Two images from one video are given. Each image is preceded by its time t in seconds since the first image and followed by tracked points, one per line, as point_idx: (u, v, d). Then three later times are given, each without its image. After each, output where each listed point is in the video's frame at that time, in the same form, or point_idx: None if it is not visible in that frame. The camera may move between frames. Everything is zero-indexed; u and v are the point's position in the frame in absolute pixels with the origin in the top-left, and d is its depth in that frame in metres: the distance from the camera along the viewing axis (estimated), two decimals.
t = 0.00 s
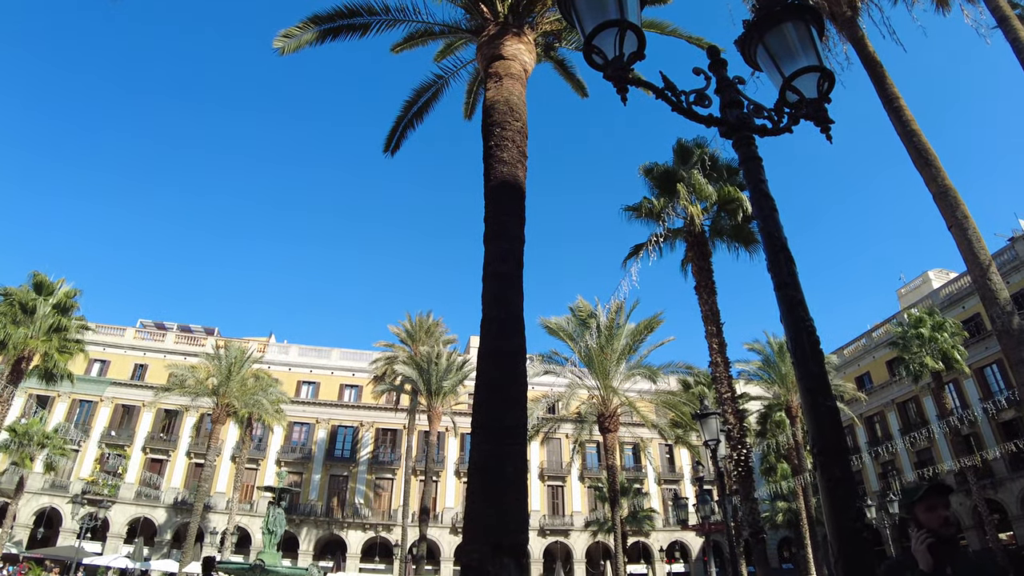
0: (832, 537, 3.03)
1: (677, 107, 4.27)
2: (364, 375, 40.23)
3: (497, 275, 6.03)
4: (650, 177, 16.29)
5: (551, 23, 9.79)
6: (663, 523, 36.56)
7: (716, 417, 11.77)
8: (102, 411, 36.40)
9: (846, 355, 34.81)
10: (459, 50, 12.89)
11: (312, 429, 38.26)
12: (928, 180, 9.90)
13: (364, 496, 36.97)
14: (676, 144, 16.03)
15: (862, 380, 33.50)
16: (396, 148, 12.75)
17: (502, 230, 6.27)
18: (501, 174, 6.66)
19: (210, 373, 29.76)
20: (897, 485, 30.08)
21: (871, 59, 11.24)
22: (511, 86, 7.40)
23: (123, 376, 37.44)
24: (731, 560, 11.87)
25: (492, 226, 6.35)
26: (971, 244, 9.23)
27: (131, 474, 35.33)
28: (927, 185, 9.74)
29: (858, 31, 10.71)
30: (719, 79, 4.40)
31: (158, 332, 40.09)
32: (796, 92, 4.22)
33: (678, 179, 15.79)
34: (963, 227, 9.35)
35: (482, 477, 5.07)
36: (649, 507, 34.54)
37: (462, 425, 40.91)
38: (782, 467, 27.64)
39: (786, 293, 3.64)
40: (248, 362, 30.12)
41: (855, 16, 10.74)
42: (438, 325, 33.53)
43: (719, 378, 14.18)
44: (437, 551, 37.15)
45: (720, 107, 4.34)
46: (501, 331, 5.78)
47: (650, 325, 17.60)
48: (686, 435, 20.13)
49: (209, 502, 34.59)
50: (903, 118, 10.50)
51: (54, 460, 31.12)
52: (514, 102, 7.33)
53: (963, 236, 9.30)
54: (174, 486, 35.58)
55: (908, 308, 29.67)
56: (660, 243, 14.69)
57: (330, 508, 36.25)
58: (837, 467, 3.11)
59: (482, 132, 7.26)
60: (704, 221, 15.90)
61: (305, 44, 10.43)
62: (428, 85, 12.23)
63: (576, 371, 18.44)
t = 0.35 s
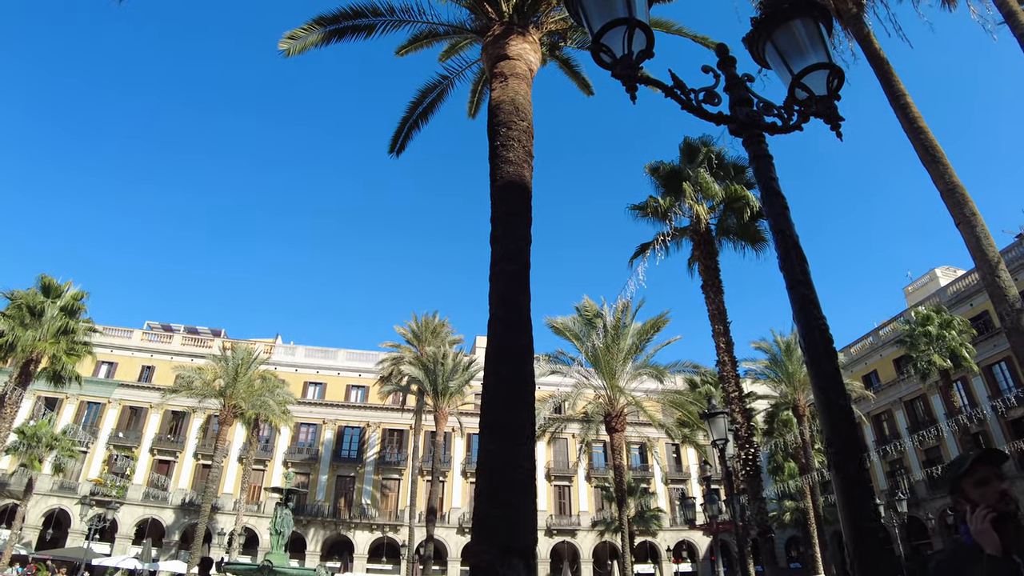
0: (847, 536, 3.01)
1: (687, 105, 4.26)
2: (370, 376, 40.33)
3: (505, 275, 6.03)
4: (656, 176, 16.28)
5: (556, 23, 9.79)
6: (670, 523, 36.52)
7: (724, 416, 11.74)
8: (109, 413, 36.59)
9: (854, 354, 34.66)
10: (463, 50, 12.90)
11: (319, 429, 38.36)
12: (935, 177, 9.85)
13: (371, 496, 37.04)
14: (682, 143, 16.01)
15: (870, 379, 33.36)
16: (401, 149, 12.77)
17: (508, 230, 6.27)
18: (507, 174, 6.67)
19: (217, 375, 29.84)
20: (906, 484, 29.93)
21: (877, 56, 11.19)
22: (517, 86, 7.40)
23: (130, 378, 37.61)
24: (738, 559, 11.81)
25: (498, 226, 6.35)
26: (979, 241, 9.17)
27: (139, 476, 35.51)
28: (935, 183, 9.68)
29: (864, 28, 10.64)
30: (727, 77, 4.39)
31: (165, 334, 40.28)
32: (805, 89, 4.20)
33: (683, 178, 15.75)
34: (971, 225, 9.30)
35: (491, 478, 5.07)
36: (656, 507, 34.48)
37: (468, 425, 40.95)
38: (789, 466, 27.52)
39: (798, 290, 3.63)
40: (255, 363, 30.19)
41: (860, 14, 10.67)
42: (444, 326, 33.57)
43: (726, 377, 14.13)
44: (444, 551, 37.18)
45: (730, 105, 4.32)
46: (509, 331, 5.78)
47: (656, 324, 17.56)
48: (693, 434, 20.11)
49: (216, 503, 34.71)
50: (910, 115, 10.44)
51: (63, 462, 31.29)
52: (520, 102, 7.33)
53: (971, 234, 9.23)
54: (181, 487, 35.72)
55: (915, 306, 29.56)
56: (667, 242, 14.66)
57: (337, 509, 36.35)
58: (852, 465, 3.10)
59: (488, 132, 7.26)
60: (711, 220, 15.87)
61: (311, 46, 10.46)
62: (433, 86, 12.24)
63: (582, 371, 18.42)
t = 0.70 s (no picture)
0: (862, 534, 3.00)
1: (697, 102, 4.25)
2: (376, 376, 40.41)
3: (512, 273, 6.03)
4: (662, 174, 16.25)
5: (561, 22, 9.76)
6: (676, 522, 36.45)
7: (731, 415, 11.69)
8: (116, 413, 36.77)
9: (860, 352, 34.53)
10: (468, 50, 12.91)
11: (325, 429, 38.45)
12: (943, 174, 9.80)
13: (377, 496, 37.12)
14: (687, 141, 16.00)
15: (876, 377, 33.24)
16: (406, 148, 12.79)
17: (515, 229, 6.27)
18: (513, 173, 6.67)
19: (223, 375, 29.92)
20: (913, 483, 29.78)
21: (883, 53, 11.15)
22: (522, 84, 7.40)
23: (137, 378, 37.79)
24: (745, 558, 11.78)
25: (505, 225, 6.35)
26: (987, 238, 9.12)
27: (146, 476, 35.69)
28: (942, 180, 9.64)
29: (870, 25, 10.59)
30: (737, 73, 4.38)
31: (171, 334, 40.44)
32: (816, 86, 4.19)
33: (689, 176, 15.72)
34: (978, 222, 9.25)
35: (499, 476, 5.07)
36: (662, 506, 34.43)
37: (474, 425, 40.98)
38: (796, 465, 27.41)
39: (812, 288, 3.62)
40: (261, 363, 30.27)
41: (866, 11, 10.61)
42: (449, 325, 33.59)
43: (733, 376, 14.10)
44: (450, 550, 37.21)
45: (740, 102, 4.32)
46: (516, 330, 5.79)
47: (661, 323, 17.55)
48: (699, 433, 20.07)
49: (223, 503, 34.84)
50: (917, 112, 10.39)
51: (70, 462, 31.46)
52: (526, 101, 7.33)
53: (979, 231, 9.18)
54: (188, 487, 35.86)
55: (922, 304, 29.43)
56: (673, 241, 14.63)
57: (343, 508, 36.43)
58: (867, 463, 3.09)
59: (494, 131, 7.26)
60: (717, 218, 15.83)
61: (317, 45, 10.49)
62: (437, 85, 12.25)
63: (588, 370, 18.41)
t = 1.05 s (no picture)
0: (875, 532, 2.99)
1: (706, 100, 4.25)
2: (381, 376, 40.49)
3: (518, 274, 6.04)
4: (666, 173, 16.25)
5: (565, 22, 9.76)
6: (682, 522, 36.40)
7: (738, 415, 11.67)
8: (122, 415, 36.93)
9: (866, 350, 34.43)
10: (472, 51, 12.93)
11: (330, 430, 38.53)
12: (949, 172, 9.77)
13: (382, 496, 37.17)
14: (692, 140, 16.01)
15: (882, 376, 33.14)
16: (410, 149, 12.81)
17: (521, 229, 6.27)
18: (519, 173, 6.68)
19: (228, 376, 29.97)
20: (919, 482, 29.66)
21: (888, 51, 11.12)
22: (527, 84, 7.41)
23: (142, 380, 37.96)
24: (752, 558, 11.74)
25: (510, 226, 6.36)
26: (994, 236, 9.07)
27: (152, 477, 35.81)
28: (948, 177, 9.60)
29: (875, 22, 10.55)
30: (745, 72, 4.38)
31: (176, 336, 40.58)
32: (823, 84, 4.19)
33: (694, 175, 15.71)
34: (985, 220, 9.21)
35: (506, 475, 5.08)
36: (667, 506, 34.40)
37: (479, 425, 40.99)
38: (801, 465, 27.33)
39: (821, 286, 3.62)
40: (266, 365, 30.33)
41: (871, 9, 10.57)
42: (454, 326, 33.62)
43: (739, 376, 14.07)
44: (456, 551, 37.22)
45: (748, 101, 4.32)
46: (522, 330, 5.80)
47: (667, 323, 17.51)
48: (705, 433, 20.03)
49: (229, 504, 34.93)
50: (922, 109, 10.35)
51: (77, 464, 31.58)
52: (531, 101, 7.34)
53: (985, 230, 9.13)
54: (194, 488, 35.95)
55: (927, 302, 29.35)
56: (678, 240, 14.61)
57: (349, 509, 36.50)
58: (879, 462, 3.08)
59: (499, 131, 7.27)
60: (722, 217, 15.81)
61: (321, 46, 10.51)
62: (441, 86, 12.26)
63: (593, 370, 18.38)
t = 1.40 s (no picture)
0: (892, 528, 2.98)
1: (715, 97, 4.25)
2: (391, 377, 40.63)
3: (527, 273, 6.06)
4: (675, 171, 16.21)
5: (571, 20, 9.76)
6: (694, 520, 36.30)
7: (750, 413, 11.60)
8: (136, 418, 37.27)
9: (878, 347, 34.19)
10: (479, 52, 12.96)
11: (342, 431, 38.70)
12: (960, 166, 9.68)
13: (394, 497, 37.28)
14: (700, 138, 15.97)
15: (895, 372, 32.90)
16: (419, 150, 12.86)
17: (530, 229, 6.28)
18: (527, 173, 6.69)
19: (240, 378, 30.17)
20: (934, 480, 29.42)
21: (898, 45, 11.03)
22: (535, 84, 7.41)
23: (155, 383, 38.30)
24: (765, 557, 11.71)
25: (520, 225, 6.37)
26: (1007, 229, 8.96)
27: (166, 479, 36.12)
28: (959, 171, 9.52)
29: (884, 17, 10.48)
30: (755, 68, 4.37)
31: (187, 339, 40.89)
32: (833, 79, 4.18)
33: (702, 173, 15.66)
34: (998, 213, 9.13)
35: (519, 474, 5.09)
36: (679, 505, 34.33)
37: (490, 425, 41.05)
38: (814, 463, 27.20)
39: (834, 282, 3.61)
40: (278, 367, 30.49)
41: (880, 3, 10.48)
42: (464, 326, 33.67)
43: (751, 373, 14.01)
44: (468, 551, 37.28)
45: (758, 96, 4.30)
46: (533, 329, 5.81)
47: (677, 321, 17.47)
48: (717, 432, 19.97)
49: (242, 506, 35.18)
50: (933, 103, 10.28)
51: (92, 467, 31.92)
52: (539, 100, 7.35)
53: (999, 223, 9.03)
54: (208, 490, 36.22)
55: (940, 298, 29.10)
56: (688, 238, 14.57)
57: (361, 509, 36.64)
58: (895, 458, 3.07)
59: (507, 131, 7.28)
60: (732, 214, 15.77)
61: (329, 49, 10.56)
62: (449, 87, 12.30)
63: (603, 369, 18.36)
